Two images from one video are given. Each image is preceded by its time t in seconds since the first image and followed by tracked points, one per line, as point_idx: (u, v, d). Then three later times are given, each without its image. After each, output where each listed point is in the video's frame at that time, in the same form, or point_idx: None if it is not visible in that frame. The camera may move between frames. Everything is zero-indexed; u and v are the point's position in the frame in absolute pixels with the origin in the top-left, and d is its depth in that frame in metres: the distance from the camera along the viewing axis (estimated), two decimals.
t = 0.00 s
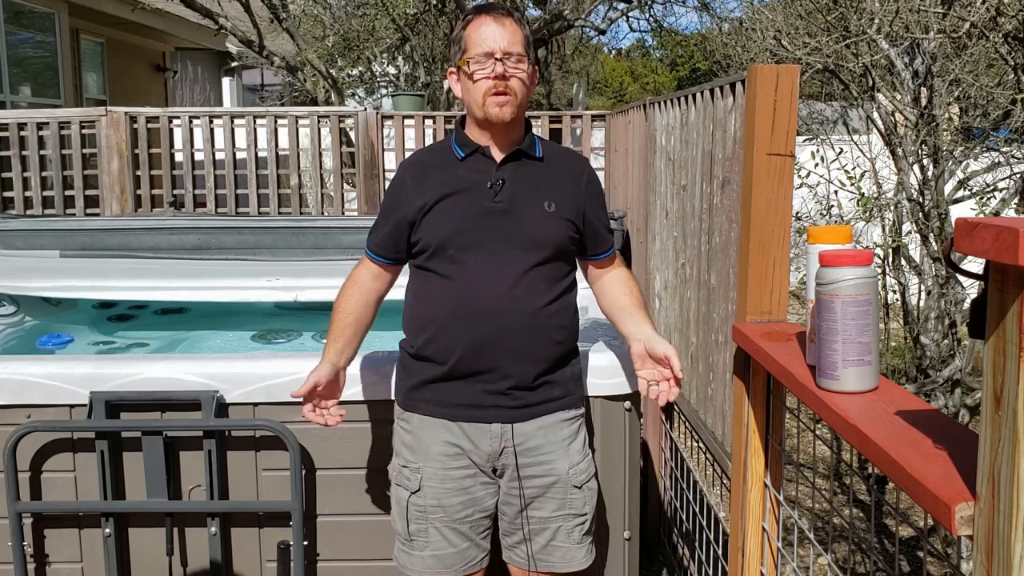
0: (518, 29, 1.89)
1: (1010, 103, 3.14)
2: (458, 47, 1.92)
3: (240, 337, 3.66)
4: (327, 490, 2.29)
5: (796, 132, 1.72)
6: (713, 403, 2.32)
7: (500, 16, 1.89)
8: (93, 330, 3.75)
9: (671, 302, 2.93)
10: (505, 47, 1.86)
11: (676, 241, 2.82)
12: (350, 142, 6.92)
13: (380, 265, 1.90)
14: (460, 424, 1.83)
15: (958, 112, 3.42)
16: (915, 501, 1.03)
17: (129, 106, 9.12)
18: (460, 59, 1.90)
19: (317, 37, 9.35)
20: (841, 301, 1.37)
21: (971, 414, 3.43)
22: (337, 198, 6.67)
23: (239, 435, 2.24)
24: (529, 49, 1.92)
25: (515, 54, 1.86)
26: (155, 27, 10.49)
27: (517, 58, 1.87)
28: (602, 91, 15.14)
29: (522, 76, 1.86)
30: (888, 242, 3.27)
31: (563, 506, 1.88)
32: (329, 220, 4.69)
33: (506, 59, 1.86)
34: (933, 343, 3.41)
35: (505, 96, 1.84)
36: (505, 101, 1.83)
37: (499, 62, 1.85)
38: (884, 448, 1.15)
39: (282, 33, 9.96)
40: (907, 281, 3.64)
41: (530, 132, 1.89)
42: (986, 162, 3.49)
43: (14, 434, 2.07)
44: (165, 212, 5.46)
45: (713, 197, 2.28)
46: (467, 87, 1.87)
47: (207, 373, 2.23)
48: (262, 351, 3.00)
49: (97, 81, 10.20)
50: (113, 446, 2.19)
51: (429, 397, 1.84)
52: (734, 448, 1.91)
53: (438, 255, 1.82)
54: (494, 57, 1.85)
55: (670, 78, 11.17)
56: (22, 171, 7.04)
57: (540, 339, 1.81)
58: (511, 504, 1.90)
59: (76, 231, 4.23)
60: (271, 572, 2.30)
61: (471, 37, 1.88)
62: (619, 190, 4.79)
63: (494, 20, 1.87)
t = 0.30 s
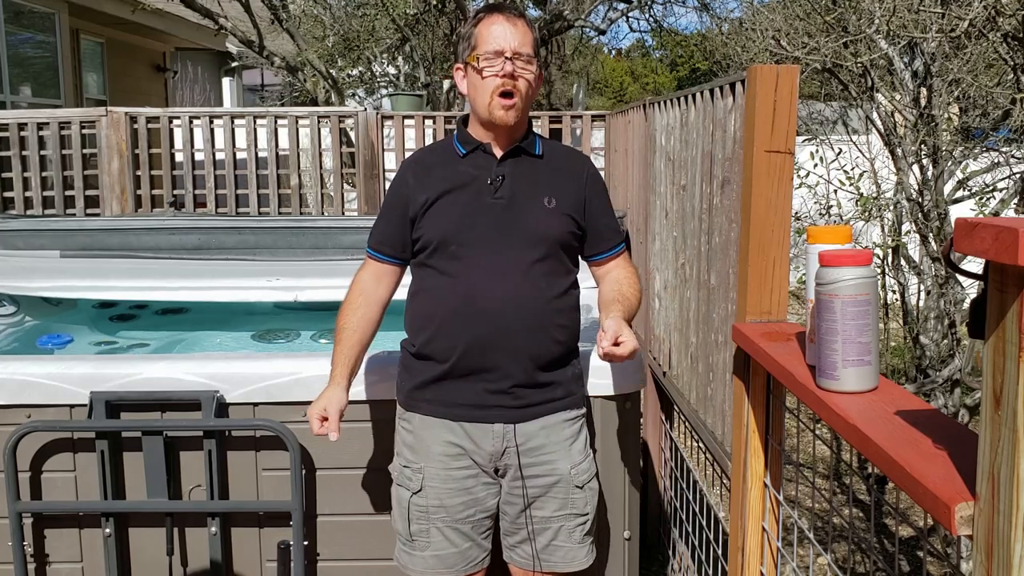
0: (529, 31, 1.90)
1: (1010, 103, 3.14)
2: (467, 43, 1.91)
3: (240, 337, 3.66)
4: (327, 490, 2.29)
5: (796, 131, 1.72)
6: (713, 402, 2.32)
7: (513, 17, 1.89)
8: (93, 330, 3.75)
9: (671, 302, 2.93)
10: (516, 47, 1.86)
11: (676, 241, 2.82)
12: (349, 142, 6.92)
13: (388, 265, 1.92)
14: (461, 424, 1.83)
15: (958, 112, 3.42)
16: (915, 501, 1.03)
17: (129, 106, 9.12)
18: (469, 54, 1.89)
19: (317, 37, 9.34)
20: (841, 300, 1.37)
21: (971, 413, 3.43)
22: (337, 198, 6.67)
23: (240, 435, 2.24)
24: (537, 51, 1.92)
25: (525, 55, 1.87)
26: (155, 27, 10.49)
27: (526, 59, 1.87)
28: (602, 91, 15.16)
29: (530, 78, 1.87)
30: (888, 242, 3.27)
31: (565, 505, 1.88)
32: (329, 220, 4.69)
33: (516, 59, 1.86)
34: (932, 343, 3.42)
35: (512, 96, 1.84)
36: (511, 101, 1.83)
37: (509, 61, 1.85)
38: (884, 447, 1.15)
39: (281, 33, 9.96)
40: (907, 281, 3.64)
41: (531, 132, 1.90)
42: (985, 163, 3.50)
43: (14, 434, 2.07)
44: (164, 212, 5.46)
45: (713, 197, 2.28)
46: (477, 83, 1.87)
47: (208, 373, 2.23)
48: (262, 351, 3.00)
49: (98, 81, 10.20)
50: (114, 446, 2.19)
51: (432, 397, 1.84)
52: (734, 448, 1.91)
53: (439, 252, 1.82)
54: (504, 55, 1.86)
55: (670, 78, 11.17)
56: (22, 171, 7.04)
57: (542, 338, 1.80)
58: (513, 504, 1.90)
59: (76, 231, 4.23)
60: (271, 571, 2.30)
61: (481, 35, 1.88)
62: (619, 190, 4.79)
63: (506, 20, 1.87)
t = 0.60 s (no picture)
0: (512, 28, 1.88)
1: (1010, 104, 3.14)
2: (455, 50, 1.93)
3: (240, 337, 3.66)
4: (326, 489, 2.29)
5: (795, 131, 1.72)
6: (713, 402, 2.32)
7: (493, 16, 1.88)
8: (93, 330, 3.75)
9: (671, 302, 2.93)
10: (497, 47, 1.86)
11: (676, 241, 2.82)
12: (349, 142, 6.93)
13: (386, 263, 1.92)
14: (457, 424, 1.83)
15: (959, 112, 3.42)
16: (915, 501, 1.03)
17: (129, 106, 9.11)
18: (456, 61, 1.91)
19: (317, 37, 9.34)
20: (841, 300, 1.37)
21: (971, 414, 3.43)
22: (337, 198, 6.67)
23: (239, 435, 2.24)
24: (524, 47, 1.91)
25: (507, 55, 1.86)
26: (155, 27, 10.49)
27: (509, 58, 1.86)
28: (602, 91, 15.18)
29: (515, 76, 1.86)
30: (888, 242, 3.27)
31: (561, 506, 1.88)
32: (329, 220, 4.69)
33: (497, 60, 1.85)
34: (932, 343, 3.41)
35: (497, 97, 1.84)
36: (499, 103, 1.84)
37: (490, 63, 1.85)
38: (884, 447, 1.15)
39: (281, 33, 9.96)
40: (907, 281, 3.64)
41: (530, 129, 1.89)
42: (985, 163, 3.50)
43: (13, 434, 2.07)
44: (165, 211, 5.46)
45: (713, 196, 2.28)
46: (462, 91, 1.88)
47: (207, 373, 2.23)
48: (262, 351, 3.00)
49: (98, 81, 10.20)
50: (113, 445, 2.19)
51: (428, 397, 1.84)
52: (734, 447, 1.91)
53: (435, 252, 1.83)
54: (485, 58, 1.86)
55: (670, 78, 11.20)
56: (23, 171, 7.04)
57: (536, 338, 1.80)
58: (509, 504, 1.90)
59: (76, 231, 4.23)
60: (271, 571, 2.30)
61: (466, 39, 1.88)
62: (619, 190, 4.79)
63: (486, 21, 1.87)
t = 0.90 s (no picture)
0: (515, 35, 1.89)
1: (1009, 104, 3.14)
2: (455, 53, 1.92)
3: (240, 337, 3.66)
4: (326, 489, 2.29)
5: (796, 131, 1.72)
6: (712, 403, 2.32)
7: (497, 21, 1.88)
8: (93, 330, 3.75)
9: (671, 302, 2.93)
10: (502, 53, 1.86)
11: (676, 241, 2.82)
12: (349, 142, 6.93)
13: (382, 265, 1.92)
14: (453, 423, 1.83)
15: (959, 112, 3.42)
16: (915, 501, 1.03)
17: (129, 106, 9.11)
18: (457, 64, 1.90)
19: (317, 37, 9.33)
20: (841, 301, 1.37)
21: (971, 414, 3.43)
22: (337, 198, 6.67)
23: (238, 435, 2.24)
24: (525, 53, 1.92)
25: (512, 61, 1.86)
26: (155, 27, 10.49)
27: (512, 64, 1.86)
28: (602, 91, 15.19)
29: (518, 83, 1.86)
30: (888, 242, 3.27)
31: (558, 506, 1.88)
32: (329, 220, 4.69)
33: (502, 66, 1.86)
34: (932, 343, 3.41)
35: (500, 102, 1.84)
36: (502, 106, 1.83)
37: (495, 69, 1.85)
38: (883, 447, 1.15)
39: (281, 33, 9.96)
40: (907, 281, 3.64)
41: (526, 133, 1.89)
42: (985, 163, 3.50)
43: (13, 433, 2.07)
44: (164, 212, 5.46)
45: (713, 197, 2.28)
46: (463, 92, 1.87)
47: (206, 373, 2.23)
48: (262, 352, 3.00)
49: (97, 81, 10.20)
50: (112, 445, 2.19)
51: (425, 396, 1.85)
52: (734, 447, 1.91)
53: (432, 253, 1.83)
54: (490, 63, 1.86)
55: (670, 78, 11.21)
56: (23, 171, 7.04)
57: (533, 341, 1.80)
58: (507, 504, 1.90)
59: (76, 231, 4.24)
60: (271, 571, 2.30)
61: (468, 43, 1.88)
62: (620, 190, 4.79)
63: (491, 26, 1.87)
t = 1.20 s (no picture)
0: (508, 36, 1.89)
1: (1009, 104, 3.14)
2: (451, 59, 1.93)
3: (239, 337, 3.66)
4: (326, 489, 2.29)
5: (795, 131, 1.72)
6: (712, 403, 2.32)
7: (489, 23, 1.89)
8: (93, 330, 3.75)
9: (671, 302, 2.93)
10: (495, 56, 1.86)
11: (676, 241, 2.82)
12: (349, 142, 6.93)
13: (383, 265, 1.92)
14: (455, 422, 1.83)
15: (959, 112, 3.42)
16: (915, 500, 1.03)
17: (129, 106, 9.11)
18: (453, 70, 1.90)
19: (317, 37, 9.33)
20: (840, 300, 1.37)
21: (970, 413, 3.43)
22: (337, 198, 6.67)
23: (238, 435, 2.24)
24: (520, 54, 1.92)
25: (505, 63, 1.87)
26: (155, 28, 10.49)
27: (506, 66, 1.87)
28: (602, 91, 15.20)
29: (515, 84, 1.86)
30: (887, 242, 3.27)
31: (559, 505, 1.88)
32: (329, 220, 4.69)
33: (496, 69, 1.86)
34: (932, 344, 3.41)
35: (496, 105, 1.84)
36: (499, 109, 1.83)
37: (489, 72, 1.85)
38: (883, 446, 1.15)
39: (281, 33, 9.96)
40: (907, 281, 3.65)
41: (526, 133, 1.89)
42: (985, 163, 3.51)
43: (13, 433, 2.07)
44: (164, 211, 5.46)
45: (713, 197, 2.28)
46: (460, 98, 1.88)
47: (206, 373, 2.23)
48: (262, 352, 3.00)
49: (97, 81, 10.20)
50: (112, 445, 2.19)
51: (426, 394, 1.85)
52: (734, 447, 1.91)
53: (432, 253, 1.83)
54: (484, 67, 1.86)
55: (670, 78, 11.20)
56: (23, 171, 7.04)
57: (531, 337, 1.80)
58: (508, 503, 1.90)
59: (76, 231, 4.24)
60: (271, 571, 2.30)
61: (462, 48, 1.88)
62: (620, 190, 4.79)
63: (483, 29, 1.88)
